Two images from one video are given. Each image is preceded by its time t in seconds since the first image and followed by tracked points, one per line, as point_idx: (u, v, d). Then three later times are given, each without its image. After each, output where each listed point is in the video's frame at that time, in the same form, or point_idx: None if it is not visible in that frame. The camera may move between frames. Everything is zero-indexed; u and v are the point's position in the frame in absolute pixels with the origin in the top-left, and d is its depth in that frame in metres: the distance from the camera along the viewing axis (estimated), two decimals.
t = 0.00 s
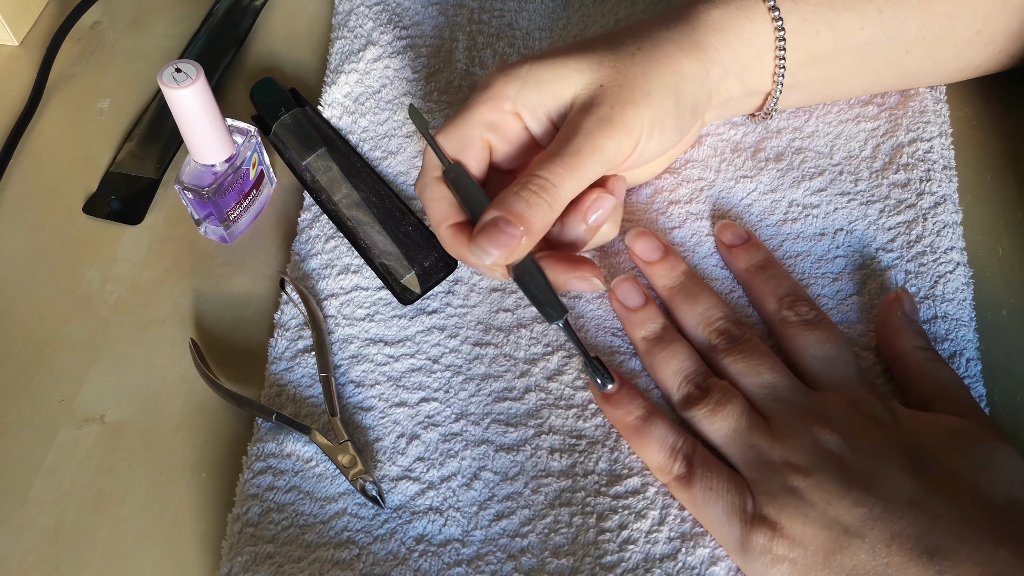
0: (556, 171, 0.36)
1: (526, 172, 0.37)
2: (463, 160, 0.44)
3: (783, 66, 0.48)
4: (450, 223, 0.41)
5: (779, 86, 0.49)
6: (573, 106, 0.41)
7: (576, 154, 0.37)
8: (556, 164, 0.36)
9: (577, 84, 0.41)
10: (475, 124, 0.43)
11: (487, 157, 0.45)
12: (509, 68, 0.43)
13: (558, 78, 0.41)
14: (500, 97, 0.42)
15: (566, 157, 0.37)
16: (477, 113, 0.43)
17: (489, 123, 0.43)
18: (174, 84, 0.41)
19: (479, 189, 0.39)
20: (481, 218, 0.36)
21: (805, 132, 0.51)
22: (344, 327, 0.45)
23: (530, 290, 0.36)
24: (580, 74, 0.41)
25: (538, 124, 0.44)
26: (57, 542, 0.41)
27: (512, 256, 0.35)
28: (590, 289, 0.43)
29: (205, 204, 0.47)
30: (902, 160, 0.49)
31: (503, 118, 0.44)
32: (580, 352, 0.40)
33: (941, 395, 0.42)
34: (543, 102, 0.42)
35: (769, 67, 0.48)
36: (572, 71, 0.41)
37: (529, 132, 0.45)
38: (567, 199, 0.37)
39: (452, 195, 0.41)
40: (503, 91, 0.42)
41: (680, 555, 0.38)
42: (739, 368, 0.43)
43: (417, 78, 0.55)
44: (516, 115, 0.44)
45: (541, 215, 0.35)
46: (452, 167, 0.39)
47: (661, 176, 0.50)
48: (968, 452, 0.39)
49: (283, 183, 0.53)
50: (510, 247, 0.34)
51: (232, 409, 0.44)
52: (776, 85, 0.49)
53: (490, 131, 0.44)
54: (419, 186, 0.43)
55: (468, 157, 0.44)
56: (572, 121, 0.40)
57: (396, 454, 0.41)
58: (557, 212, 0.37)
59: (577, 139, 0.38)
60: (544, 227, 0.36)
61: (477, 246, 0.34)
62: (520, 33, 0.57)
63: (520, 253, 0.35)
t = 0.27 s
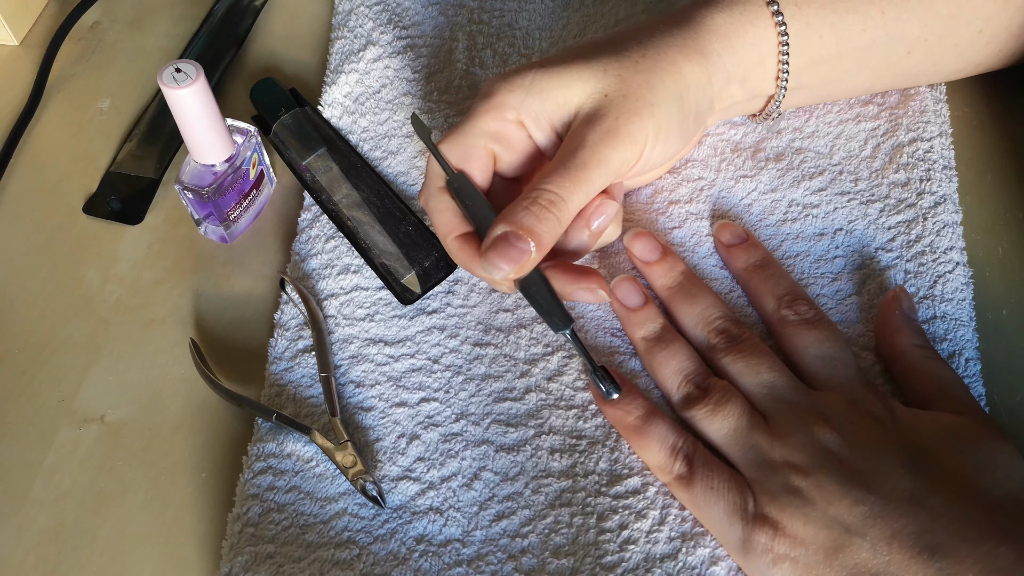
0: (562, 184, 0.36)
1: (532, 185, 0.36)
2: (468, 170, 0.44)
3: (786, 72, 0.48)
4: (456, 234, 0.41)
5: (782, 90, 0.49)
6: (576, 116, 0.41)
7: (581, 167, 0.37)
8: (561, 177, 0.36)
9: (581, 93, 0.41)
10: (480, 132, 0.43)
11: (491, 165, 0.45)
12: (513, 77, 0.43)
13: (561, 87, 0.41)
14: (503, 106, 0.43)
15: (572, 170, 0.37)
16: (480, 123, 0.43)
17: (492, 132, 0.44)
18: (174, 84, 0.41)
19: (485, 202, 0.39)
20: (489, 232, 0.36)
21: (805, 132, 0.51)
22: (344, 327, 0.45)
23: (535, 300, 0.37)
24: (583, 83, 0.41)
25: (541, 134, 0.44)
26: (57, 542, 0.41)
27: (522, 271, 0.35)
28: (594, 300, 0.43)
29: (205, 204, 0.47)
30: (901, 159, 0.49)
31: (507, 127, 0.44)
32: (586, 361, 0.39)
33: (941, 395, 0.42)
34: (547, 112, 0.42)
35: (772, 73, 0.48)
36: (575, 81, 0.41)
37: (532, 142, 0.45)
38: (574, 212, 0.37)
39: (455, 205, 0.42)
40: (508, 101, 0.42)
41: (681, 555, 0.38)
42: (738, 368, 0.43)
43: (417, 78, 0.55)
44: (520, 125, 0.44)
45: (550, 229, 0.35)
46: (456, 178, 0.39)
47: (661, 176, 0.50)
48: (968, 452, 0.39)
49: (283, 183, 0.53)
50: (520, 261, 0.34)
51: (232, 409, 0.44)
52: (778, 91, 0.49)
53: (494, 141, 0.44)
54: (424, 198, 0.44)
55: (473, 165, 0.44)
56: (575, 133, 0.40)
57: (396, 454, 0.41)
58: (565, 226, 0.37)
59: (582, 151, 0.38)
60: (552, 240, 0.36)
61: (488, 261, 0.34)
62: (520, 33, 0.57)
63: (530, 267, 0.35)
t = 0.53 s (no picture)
0: (556, 177, 0.36)
1: (527, 177, 0.36)
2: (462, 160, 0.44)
3: (786, 73, 0.48)
4: (450, 222, 0.42)
5: (783, 92, 0.49)
6: (572, 111, 0.41)
7: (576, 160, 0.37)
8: (555, 170, 0.36)
9: (576, 88, 0.41)
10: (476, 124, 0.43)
11: (486, 156, 0.45)
12: (511, 70, 0.43)
13: (558, 82, 0.41)
14: (500, 99, 0.43)
15: (567, 163, 0.37)
16: (476, 115, 0.43)
17: (489, 125, 0.44)
18: (174, 84, 0.41)
19: (479, 191, 0.39)
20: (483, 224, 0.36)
21: (805, 132, 0.51)
22: (344, 327, 0.45)
23: (531, 293, 0.36)
24: (579, 78, 0.41)
25: (538, 129, 0.44)
26: (57, 542, 0.41)
27: (515, 262, 0.35)
28: (589, 292, 0.43)
29: (205, 204, 0.47)
30: (902, 159, 0.49)
31: (503, 120, 0.44)
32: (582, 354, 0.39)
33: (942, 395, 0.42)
34: (543, 106, 0.42)
35: (772, 75, 0.48)
36: (571, 75, 0.41)
37: (528, 136, 0.45)
38: (567, 206, 0.37)
39: (450, 195, 0.42)
40: (504, 95, 0.42)
41: (681, 556, 0.38)
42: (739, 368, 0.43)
43: (417, 78, 0.55)
44: (516, 119, 0.44)
45: (543, 222, 0.35)
46: (451, 168, 0.39)
47: (660, 176, 0.50)
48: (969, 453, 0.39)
49: (283, 183, 0.53)
50: (511, 252, 0.34)
51: (232, 409, 0.44)
52: (779, 91, 0.49)
53: (489, 133, 0.44)
54: (417, 185, 0.44)
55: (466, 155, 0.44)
56: (571, 126, 0.40)
57: (397, 454, 0.41)
58: (558, 220, 0.37)
59: (577, 145, 0.38)
60: (545, 233, 0.36)
61: (478, 252, 0.34)
62: (520, 33, 0.57)
63: (521, 259, 0.35)
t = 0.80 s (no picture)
0: (565, 187, 0.36)
1: (536, 187, 0.36)
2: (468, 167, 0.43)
3: (789, 78, 0.48)
4: (457, 229, 0.42)
5: (785, 95, 0.49)
6: (577, 118, 0.41)
7: (584, 171, 0.37)
8: (563, 179, 0.37)
9: (582, 96, 0.41)
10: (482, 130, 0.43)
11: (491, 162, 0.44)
12: (517, 77, 0.42)
13: (564, 89, 0.41)
14: (508, 105, 0.42)
15: (574, 173, 0.37)
16: (483, 121, 0.42)
17: (495, 130, 0.43)
18: (174, 84, 0.41)
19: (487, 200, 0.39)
20: (493, 233, 0.35)
21: (805, 132, 0.51)
22: (344, 327, 0.45)
23: (537, 301, 0.36)
24: (584, 86, 0.41)
25: (543, 136, 0.44)
26: (56, 542, 0.41)
27: (527, 272, 0.35)
28: (594, 304, 0.44)
29: (205, 204, 0.47)
30: (902, 159, 0.49)
31: (509, 126, 0.43)
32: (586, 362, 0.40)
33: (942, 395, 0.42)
34: (548, 113, 0.42)
35: (775, 79, 0.48)
36: (577, 83, 0.41)
37: (533, 142, 0.45)
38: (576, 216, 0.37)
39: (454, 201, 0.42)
40: (512, 100, 0.42)
41: (681, 556, 0.38)
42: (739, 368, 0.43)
43: (417, 78, 0.55)
44: (522, 125, 0.44)
45: (554, 231, 0.35)
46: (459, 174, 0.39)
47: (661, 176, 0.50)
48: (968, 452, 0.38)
49: (283, 183, 0.53)
50: (524, 263, 0.34)
51: (232, 409, 0.44)
52: (782, 95, 0.49)
53: (496, 138, 0.44)
54: (421, 191, 0.43)
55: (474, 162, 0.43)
56: (576, 135, 0.40)
57: (397, 454, 0.41)
58: (566, 229, 0.37)
59: (583, 155, 0.38)
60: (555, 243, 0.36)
61: (493, 261, 0.34)
62: (520, 33, 0.57)
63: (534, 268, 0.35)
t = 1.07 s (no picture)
0: (543, 130, 0.36)
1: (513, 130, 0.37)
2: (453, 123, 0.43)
3: (780, 58, 0.48)
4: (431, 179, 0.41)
5: (778, 79, 0.49)
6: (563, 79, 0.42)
7: (562, 117, 0.37)
8: (541, 124, 0.37)
9: (567, 60, 0.42)
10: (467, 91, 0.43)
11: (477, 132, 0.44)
12: (505, 45, 0.43)
13: (550, 54, 0.42)
14: (494, 65, 0.43)
15: (553, 119, 0.37)
16: (469, 82, 0.43)
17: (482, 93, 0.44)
18: (174, 84, 0.41)
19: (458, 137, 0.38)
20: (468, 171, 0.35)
21: (805, 131, 0.51)
22: (344, 327, 0.45)
23: (513, 247, 0.35)
24: (569, 50, 0.42)
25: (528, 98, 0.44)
26: (56, 542, 0.41)
27: (497, 207, 0.34)
28: (572, 259, 0.42)
29: (205, 204, 0.47)
30: (902, 159, 0.49)
31: (495, 88, 0.44)
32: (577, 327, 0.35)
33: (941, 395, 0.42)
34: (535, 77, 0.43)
35: (766, 62, 0.48)
36: (563, 49, 0.42)
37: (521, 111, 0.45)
38: (552, 161, 0.37)
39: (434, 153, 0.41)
40: (496, 62, 0.43)
41: (682, 556, 0.38)
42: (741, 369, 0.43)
43: (416, 78, 0.55)
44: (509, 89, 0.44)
45: (527, 170, 0.35)
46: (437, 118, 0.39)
47: (661, 177, 0.50)
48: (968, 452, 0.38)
49: (283, 183, 0.53)
50: (495, 189, 0.33)
51: (231, 409, 0.44)
52: (775, 79, 0.49)
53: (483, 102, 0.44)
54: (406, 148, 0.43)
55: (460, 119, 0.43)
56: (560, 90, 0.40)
57: (397, 454, 0.41)
58: (543, 173, 0.36)
59: (563, 104, 0.38)
60: (529, 186, 0.36)
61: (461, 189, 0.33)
62: (520, 33, 0.57)
63: (505, 207, 0.34)
